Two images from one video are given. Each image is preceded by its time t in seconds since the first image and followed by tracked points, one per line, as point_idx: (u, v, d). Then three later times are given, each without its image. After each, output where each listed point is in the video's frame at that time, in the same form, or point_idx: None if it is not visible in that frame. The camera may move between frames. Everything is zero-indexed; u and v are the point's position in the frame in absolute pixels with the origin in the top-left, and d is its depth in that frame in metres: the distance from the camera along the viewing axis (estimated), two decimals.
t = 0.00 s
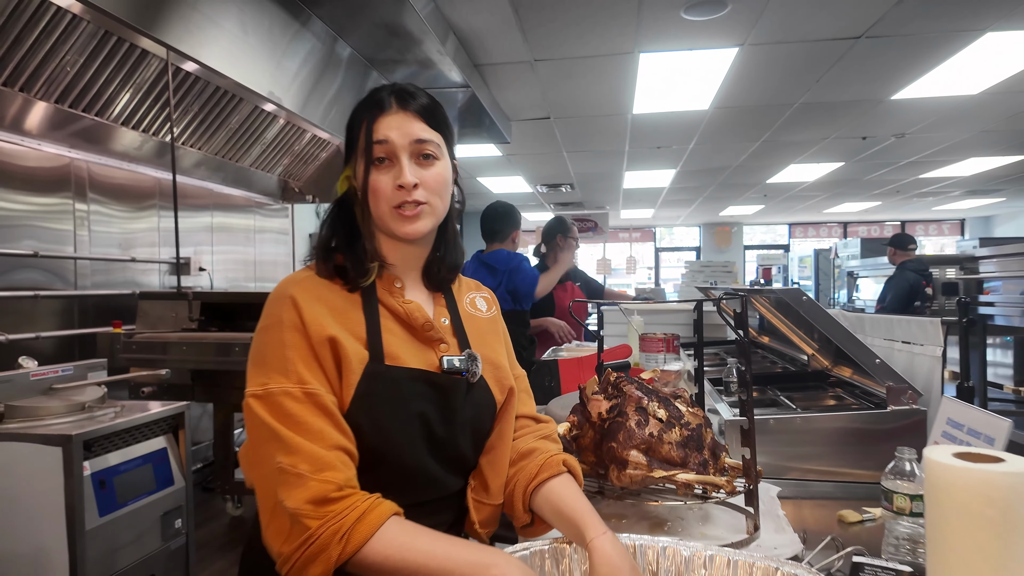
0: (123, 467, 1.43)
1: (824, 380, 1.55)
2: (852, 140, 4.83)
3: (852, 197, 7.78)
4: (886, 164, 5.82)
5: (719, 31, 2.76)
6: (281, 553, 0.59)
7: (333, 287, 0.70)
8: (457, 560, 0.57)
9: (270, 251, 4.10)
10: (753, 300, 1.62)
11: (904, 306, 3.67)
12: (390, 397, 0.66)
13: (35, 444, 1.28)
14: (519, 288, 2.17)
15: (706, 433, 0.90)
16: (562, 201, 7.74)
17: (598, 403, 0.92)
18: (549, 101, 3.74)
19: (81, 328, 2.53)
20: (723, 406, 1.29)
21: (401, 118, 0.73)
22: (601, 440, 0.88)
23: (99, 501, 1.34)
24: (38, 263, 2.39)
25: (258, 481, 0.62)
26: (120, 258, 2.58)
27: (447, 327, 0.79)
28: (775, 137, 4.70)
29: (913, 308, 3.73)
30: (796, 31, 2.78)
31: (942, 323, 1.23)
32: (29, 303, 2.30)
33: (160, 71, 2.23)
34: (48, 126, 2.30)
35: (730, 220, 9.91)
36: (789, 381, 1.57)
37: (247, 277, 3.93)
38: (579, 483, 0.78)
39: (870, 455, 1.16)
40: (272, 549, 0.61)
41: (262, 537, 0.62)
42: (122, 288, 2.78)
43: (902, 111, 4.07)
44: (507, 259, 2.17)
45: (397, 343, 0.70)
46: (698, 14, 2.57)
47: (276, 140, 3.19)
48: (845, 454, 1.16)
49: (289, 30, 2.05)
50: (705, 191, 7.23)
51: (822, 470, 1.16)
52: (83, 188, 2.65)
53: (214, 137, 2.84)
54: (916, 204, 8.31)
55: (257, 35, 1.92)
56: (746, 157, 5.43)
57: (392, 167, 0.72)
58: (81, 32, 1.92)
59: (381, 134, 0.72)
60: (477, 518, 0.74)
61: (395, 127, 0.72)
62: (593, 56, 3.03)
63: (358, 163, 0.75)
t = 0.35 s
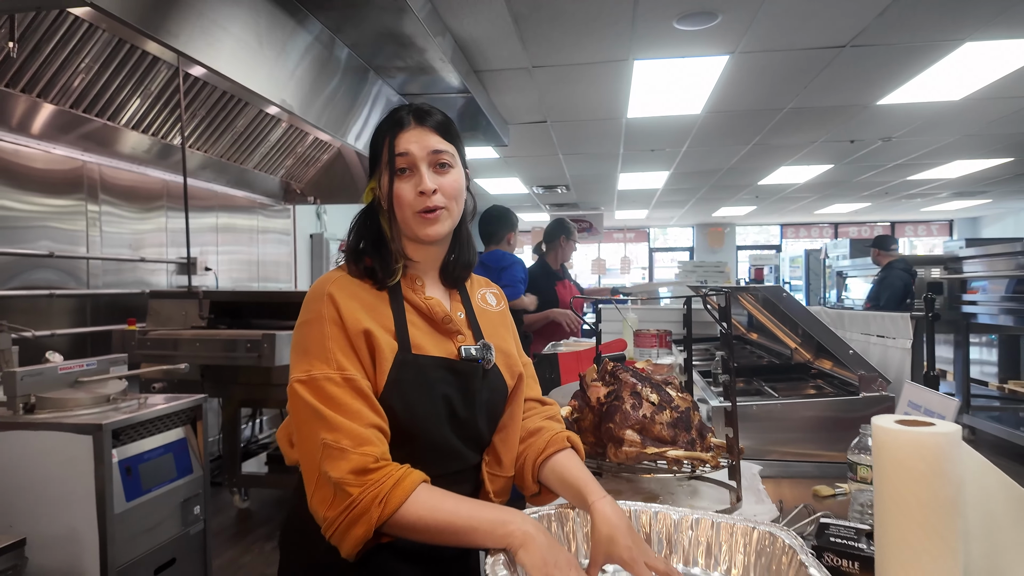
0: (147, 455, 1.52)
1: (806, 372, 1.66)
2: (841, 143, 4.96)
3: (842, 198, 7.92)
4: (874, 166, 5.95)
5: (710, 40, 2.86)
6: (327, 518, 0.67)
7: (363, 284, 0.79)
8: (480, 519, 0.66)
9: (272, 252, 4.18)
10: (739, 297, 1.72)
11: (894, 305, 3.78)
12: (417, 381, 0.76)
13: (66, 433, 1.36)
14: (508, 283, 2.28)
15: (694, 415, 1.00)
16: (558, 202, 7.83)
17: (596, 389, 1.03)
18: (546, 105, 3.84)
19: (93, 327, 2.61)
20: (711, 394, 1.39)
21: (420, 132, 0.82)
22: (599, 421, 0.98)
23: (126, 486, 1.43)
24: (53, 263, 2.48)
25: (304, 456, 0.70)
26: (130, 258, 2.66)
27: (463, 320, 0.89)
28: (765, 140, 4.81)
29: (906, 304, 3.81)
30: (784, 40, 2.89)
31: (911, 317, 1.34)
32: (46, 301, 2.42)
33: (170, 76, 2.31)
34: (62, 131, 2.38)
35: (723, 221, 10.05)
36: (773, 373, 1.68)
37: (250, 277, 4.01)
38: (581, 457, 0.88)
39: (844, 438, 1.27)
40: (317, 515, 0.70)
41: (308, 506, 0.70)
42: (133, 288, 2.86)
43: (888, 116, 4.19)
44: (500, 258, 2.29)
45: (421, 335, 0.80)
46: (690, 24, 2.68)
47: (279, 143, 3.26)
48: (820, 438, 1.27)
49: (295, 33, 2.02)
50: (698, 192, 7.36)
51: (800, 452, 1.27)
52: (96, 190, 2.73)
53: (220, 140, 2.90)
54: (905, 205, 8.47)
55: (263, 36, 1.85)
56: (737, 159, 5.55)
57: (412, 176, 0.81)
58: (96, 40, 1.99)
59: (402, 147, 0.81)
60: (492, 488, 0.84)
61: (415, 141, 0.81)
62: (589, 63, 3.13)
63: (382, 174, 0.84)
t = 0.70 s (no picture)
0: (154, 448, 1.55)
1: (797, 366, 1.71)
2: (833, 143, 5.03)
3: (834, 198, 8.00)
4: (866, 166, 6.02)
5: (703, 42, 2.91)
6: (340, 496, 0.71)
7: (370, 280, 0.83)
8: (484, 497, 0.69)
9: (271, 251, 4.21)
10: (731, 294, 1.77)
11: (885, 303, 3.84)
12: (422, 370, 0.80)
13: (77, 426, 1.40)
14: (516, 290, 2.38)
15: (687, 404, 1.04)
16: (554, 201, 7.88)
17: (594, 379, 1.07)
18: (542, 106, 3.89)
19: (96, 324, 2.66)
20: (704, 386, 1.44)
21: (427, 138, 0.86)
22: (597, 410, 1.03)
23: (135, 478, 1.47)
24: (57, 262, 2.52)
25: (318, 440, 0.74)
26: (132, 257, 2.69)
27: (464, 313, 0.93)
28: (759, 140, 4.87)
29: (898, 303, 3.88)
30: (775, 43, 2.95)
31: (896, 312, 1.40)
32: (51, 298, 2.49)
33: (172, 77, 2.34)
34: (65, 130, 2.41)
35: (717, 220, 10.13)
36: (764, 367, 1.73)
37: (249, 276, 4.04)
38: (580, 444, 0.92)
39: (831, 428, 1.32)
40: (330, 495, 0.73)
41: (323, 488, 0.73)
42: (134, 285, 2.90)
43: (878, 117, 4.26)
44: (502, 258, 2.34)
45: (425, 326, 0.84)
46: (684, 27, 2.73)
47: (278, 143, 3.29)
48: (806, 428, 1.32)
49: (291, 31, 2.03)
50: (692, 192, 7.42)
51: (788, 442, 1.32)
52: (97, 189, 2.77)
53: (221, 140, 2.93)
54: (897, 205, 8.56)
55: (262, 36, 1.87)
56: (731, 159, 5.62)
57: (418, 179, 0.85)
58: (100, 41, 2.02)
59: (409, 152, 0.85)
60: (495, 472, 0.89)
61: (421, 146, 0.85)
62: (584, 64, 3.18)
63: (389, 175, 0.88)
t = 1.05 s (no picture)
0: (157, 442, 1.57)
1: (791, 360, 1.73)
2: (828, 142, 5.07)
3: (829, 197, 8.07)
4: (861, 165, 6.07)
5: (699, 42, 2.94)
6: (349, 478, 0.73)
7: (377, 273, 0.85)
8: (487, 479, 0.72)
9: (269, 249, 4.22)
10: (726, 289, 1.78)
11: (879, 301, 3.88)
12: (427, 358, 0.82)
13: (82, 420, 1.41)
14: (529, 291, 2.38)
15: (684, 395, 1.07)
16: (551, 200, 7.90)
17: (593, 370, 1.10)
18: (540, 105, 3.91)
19: (97, 321, 2.68)
20: (700, 379, 1.47)
21: (436, 135, 0.88)
22: (596, 400, 1.05)
23: (139, 472, 1.48)
24: (57, 259, 2.54)
25: (328, 425, 0.76)
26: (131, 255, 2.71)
27: (467, 306, 0.95)
28: (754, 140, 4.91)
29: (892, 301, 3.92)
30: (771, 43, 2.98)
31: (887, 306, 1.43)
32: (50, 296, 2.51)
33: (172, 75, 2.35)
34: (65, 128, 2.42)
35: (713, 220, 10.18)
36: (760, 361, 1.75)
37: (248, 274, 4.06)
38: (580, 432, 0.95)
39: (823, 420, 1.35)
40: (340, 477, 0.76)
41: (333, 472, 0.75)
42: (133, 283, 2.93)
43: (872, 117, 4.31)
44: (516, 258, 2.37)
45: (430, 317, 0.87)
46: (680, 27, 2.76)
47: (277, 141, 3.31)
48: (799, 420, 1.35)
49: (288, 26, 2.04)
50: (688, 191, 7.47)
51: (782, 433, 1.35)
52: (97, 188, 2.78)
53: (220, 138, 2.94)
54: (891, 204, 8.63)
55: (260, 32, 1.88)
56: (727, 159, 5.66)
57: (427, 175, 0.87)
58: (101, 40, 2.03)
59: (419, 149, 0.87)
60: (498, 459, 0.92)
61: (430, 143, 0.87)
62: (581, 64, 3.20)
63: (399, 171, 0.90)
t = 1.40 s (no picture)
0: (154, 442, 1.57)
1: (787, 360, 1.74)
2: (823, 143, 5.09)
3: (825, 198, 8.10)
4: (857, 166, 6.10)
5: (695, 43, 2.95)
6: (350, 482, 0.73)
7: (374, 276, 0.85)
8: (485, 475, 0.72)
9: (266, 249, 4.22)
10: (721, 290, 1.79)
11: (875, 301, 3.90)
12: (426, 358, 0.83)
13: (78, 420, 1.41)
14: (543, 292, 2.38)
15: (680, 394, 1.08)
16: (547, 199, 7.88)
17: (590, 370, 1.10)
18: (537, 106, 3.92)
19: (92, 321, 2.68)
20: (696, 379, 1.47)
21: (458, 141, 0.87)
22: (593, 400, 1.06)
23: (136, 472, 1.48)
24: (53, 259, 2.54)
25: (328, 428, 0.76)
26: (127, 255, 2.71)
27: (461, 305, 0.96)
28: (750, 140, 4.93)
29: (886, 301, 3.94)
30: (766, 44, 2.99)
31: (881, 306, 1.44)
32: (47, 296, 2.51)
33: (168, 75, 2.35)
34: (60, 128, 2.41)
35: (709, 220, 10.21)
36: (755, 361, 1.76)
37: (245, 274, 4.05)
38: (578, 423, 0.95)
39: (817, 420, 1.36)
40: (340, 479, 0.76)
41: (333, 474, 0.76)
42: (129, 283, 2.93)
43: (867, 117, 4.33)
44: (529, 259, 2.37)
45: (426, 317, 0.87)
46: (677, 28, 2.77)
47: (273, 141, 3.31)
48: (793, 420, 1.36)
49: (286, 26, 2.03)
50: (685, 191, 7.49)
51: (777, 433, 1.36)
52: (94, 188, 2.78)
53: (217, 138, 2.93)
54: (886, 204, 8.66)
55: (257, 32, 1.88)
56: (723, 159, 5.68)
57: (449, 181, 0.87)
58: (97, 40, 2.03)
59: (446, 155, 0.85)
60: (498, 455, 0.93)
61: (456, 150, 0.86)
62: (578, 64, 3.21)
63: (412, 171, 0.87)
